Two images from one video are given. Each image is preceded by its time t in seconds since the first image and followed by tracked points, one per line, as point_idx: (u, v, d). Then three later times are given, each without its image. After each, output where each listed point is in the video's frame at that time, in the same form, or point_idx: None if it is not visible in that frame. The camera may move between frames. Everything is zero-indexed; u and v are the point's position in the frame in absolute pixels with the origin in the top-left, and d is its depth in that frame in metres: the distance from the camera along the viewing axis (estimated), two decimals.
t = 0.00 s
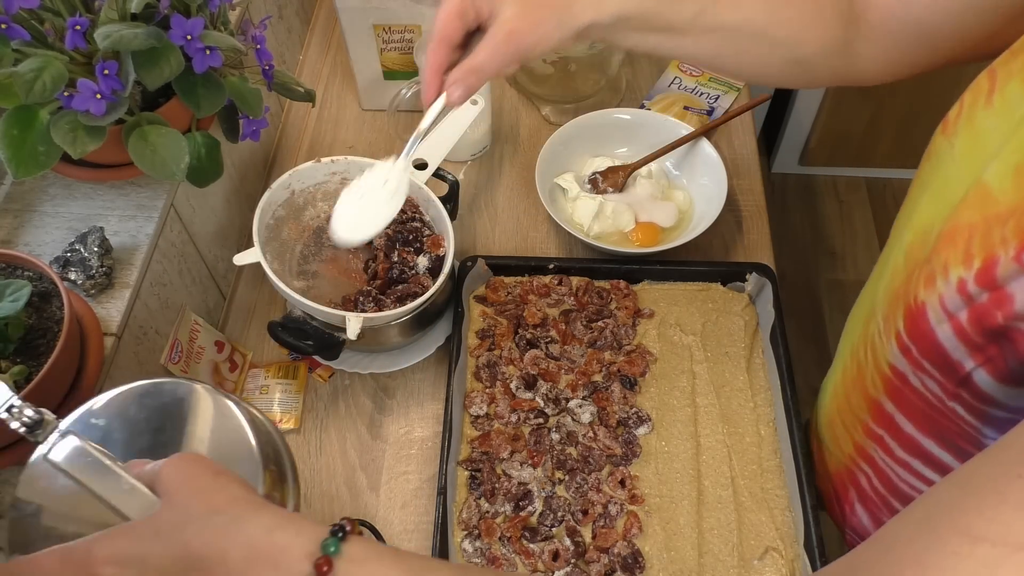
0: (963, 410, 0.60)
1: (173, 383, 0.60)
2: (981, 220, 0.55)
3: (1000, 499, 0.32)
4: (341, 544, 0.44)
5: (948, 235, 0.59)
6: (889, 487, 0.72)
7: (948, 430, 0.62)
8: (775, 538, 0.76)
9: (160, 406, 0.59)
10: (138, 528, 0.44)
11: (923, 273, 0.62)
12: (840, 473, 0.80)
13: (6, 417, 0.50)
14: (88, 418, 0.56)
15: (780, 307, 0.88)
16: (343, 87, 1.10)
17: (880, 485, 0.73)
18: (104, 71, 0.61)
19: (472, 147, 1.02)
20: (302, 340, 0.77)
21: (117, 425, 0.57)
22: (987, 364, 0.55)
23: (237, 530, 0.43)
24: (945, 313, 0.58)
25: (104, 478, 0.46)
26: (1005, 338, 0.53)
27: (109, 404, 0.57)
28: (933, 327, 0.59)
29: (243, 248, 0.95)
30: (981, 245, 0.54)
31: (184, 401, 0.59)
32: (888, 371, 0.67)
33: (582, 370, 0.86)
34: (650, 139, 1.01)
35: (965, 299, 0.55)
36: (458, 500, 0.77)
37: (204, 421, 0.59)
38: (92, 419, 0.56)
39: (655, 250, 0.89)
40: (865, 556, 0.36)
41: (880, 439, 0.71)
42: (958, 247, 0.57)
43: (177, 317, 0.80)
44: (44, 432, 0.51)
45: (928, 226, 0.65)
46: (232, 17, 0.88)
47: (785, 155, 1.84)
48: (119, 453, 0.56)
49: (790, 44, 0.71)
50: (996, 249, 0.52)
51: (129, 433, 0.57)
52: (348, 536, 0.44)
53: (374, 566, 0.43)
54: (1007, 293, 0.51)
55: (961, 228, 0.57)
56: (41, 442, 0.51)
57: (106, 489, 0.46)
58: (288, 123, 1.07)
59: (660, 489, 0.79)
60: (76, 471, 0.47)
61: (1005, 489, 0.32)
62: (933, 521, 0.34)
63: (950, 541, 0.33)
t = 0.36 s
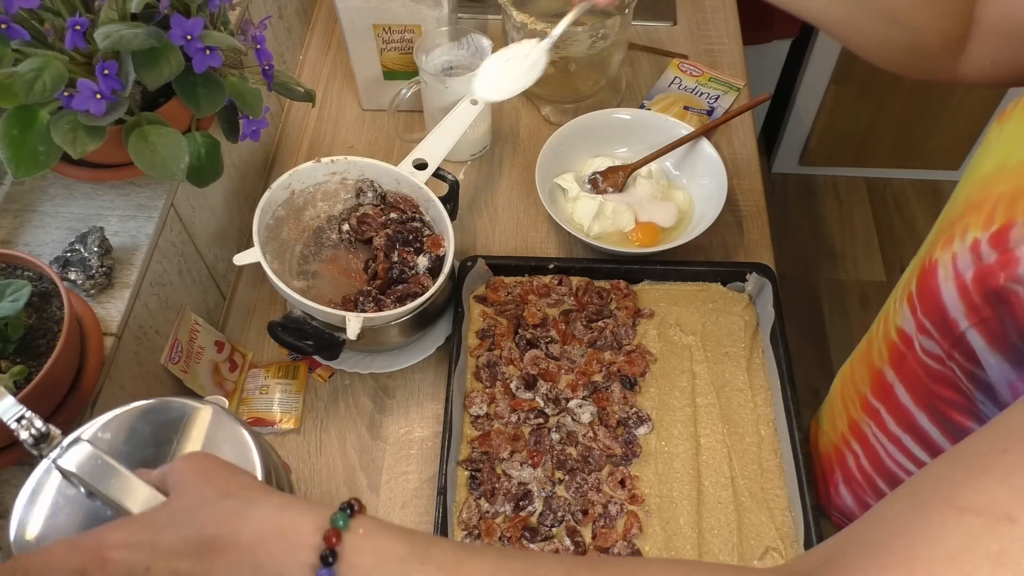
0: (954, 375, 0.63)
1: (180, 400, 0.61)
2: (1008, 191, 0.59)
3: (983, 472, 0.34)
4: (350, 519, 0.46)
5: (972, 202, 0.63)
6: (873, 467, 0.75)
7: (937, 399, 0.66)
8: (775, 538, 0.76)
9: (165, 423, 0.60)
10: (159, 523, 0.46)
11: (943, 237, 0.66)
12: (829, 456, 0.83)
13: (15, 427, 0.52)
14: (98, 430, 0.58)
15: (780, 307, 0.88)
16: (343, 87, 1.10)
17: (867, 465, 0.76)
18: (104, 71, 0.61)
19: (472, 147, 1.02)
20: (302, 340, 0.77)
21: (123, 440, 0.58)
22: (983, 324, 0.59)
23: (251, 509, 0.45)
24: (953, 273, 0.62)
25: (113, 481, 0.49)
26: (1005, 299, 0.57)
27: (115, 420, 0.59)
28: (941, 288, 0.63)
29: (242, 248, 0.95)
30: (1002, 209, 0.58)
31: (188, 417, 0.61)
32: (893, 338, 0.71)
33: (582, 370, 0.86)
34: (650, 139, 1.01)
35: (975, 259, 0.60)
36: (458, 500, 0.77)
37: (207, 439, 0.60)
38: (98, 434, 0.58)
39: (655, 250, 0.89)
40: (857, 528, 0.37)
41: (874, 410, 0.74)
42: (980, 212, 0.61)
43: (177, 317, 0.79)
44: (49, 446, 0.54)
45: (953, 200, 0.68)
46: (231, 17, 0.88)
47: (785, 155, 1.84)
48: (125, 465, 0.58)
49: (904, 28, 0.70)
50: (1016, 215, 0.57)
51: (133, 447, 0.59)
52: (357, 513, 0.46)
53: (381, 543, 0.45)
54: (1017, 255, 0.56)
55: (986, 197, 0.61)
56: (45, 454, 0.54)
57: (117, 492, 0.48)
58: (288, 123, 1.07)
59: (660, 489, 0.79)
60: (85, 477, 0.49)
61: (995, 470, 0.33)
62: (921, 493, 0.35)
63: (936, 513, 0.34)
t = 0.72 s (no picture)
0: (943, 360, 0.63)
1: (182, 405, 0.61)
2: (1010, 177, 0.57)
3: (977, 481, 0.33)
4: (340, 562, 0.46)
5: (975, 190, 0.61)
6: (863, 458, 0.75)
7: (927, 385, 0.65)
8: (775, 538, 0.76)
9: (167, 430, 0.60)
10: (155, 543, 0.46)
11: (942, 220, 0.65)
12: (826, 451, 0.83)
13: (16, 440, 0.52)
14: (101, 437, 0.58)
15: (780, 307, 0.88)
16: (343, 87, 1.10)
17: (858, 457, 0.76)
18: (104, 71, 0.61)
19: (472, 147, 1.02)
20: (302, 340, 0.77)
21: (126, 449, 0.58)
22: (968, 307, 0.58)
23: (242, 549, 0.46)
24: (944, 256, 0.62)
25: (113, 501, 0.48)
26: (990, 282, 0.56)
27: (120, 427, 0.59)
28: (934, 270, 0.62)
29: (242, 247, 0.95)
30: (999, 194, 0.57)
31: (190, 422, 0.61)
32: (888, 325, 0.71)
33: (582, 370, 0.86)
34: (650, 139, 1.01)
35: (967, 241, 0.58)
36: (458, 500, 0.77)
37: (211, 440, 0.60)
38: (102, 441, 0.58)
39: (655, 250, 0.89)
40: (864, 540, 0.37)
41: (867, 396, 0.74)
42: (978, 197, 0.60)
43: (177, 317, 0.79)
44: (52, 456, 0.53)
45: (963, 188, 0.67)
46: (231, 17, 0.88)
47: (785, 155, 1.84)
48: (130, 472, 0.58)
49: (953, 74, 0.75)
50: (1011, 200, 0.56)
51: (135, 456, 0.58)
52: (347, 555, 0.47)
53: None
54: (1004, 238, 0.55)
55: (989, 184, 0.59)
56: (48, 464, 0.53)
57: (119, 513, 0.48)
58: (288, 123, 1.07)
59: (659, 489, 0.79)
60: (85, 494, 0.48)
61: (989, 476, 0.33)
62: (919, 505, 0.34)
63: (933, 524, 0.33)
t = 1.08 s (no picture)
0: (941, 356, 0.63)
1: (188, 405, 0.61)
2: (1002, 172, 0.56)
3: (975, 456, 0.33)
4: (335, 552, 0.46)
5: (967, 186, 0.60)
6: (866, 457, 0.75)
7: (926, 380, 0.65)
8: (775, 538, 0.76)
9: (173, 430, 0.60)
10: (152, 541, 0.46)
11: (934, 217, 0.65)
12: (827, 451, 0.83)
13: (22, 435, 0.52)
14: (107, 436, 0.58)
15: (780, 307, 0.88)
16: (343, 87, 1.10)
17: (860, 456, 0.76)
18: (104, 71, 0.61)
19: (472, 147, 1.01)
20: (302, 340, 0.77)
21: (131, 448, 0.58)
22: (964, 302, 0.58)
23: (237, 547, 0.46)
24: (939, 252, 0.61)
25: (115, 495, 0.48)
26: (986, 276, 0.56)
27: (126, 427, 0.59)
28: (929, 266, 0.62)
29: (242, 247, 0.95)
30: (992, 189, 0.57)
31: (195, 422, 0.60)
32: (884, 323, 0.71)
33: (582, 370, 0.86)
34: (650, 139, 1.01)
35: (962, 237, 0.58)
36: (457, 500, 0.77)
37: (210, 441, 0.60)
38: (108, 439, 0.58)
39: (655, 250, 0.89)
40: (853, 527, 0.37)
41: (868, 394, 0.74)
42: (971, 193, 0.59)
43: (177, 317, 0.79)
44: (57, 452, 0.53)
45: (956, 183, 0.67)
46: (231, 16, 0.88)
47: (785, 156, 1.84)
48: (129, 472, 0.58)
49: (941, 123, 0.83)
50: (1003, 195, 0.55)
51: (141, 455, 0.59)
52: (342, 543, 0.47)
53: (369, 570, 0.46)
54: (999, 233, 0.54)
55: (980, 180, 0.59)
56: (53, 459, 0.53)
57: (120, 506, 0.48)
58: (288, 122, 1.07)
59: (660, 489, 0.79)
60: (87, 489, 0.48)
61: (990, 449, 0.33)
62: (916, 481, 0.35)
63: (934, 498, 0.33)
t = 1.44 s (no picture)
0: (935, 353, 0.63)
1: (177, 407, 0.61)
2: (993, 169, 0.57)
3: (968, 444, 0.33)
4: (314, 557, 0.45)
5: (958, 183, 0.61)
6: (862, 454, 0.75)
7: (920, 377, 0.65)
8: (775, 538, 0.76)
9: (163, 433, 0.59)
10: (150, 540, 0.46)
11: (926, 214, 0.65)
12: (824, 447, 0.83)
13: (14, 437, 0.52)
14: (100, 438, 0.58)
15: (780, 307, 0.88)
16: (343, 87, 1.10)
17: (856, 453, 0.76)
18: (104, 71, 0.61)
19: (472, 147, 1.02)
20: (302, 340, 0.77)
21: (121, 450, 0.58)
22: (955, 298, 0.58)
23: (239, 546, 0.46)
24: (931, 249, 0.61)
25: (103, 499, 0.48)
26: (977, 272, 0.56)
27: (119, 429, 0.59)
28: (921, 263, 0.62)
29: (242, 247, 0.96)
30: (983, 186, 0.57)
31: (184, 424, 0.60)
32: (878, 321, 0.71)
33: (582, 370, 0.86)
34: (650, 139, 1.01)
35: (953, 234, 0.58)
36: (457, 500, 0.77)
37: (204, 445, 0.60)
38: (102, 442, 0.58)
39: (655, 251, 0.89)
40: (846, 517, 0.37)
41: (863, 390, 0.74)
42: (963, 189, 0.59)
43: (177, 317, 0.79)
44: (51, 453, 0.53)
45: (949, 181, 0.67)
46: (231, 17, 0.88)
47: (785, 156, 1.85)
48: (124, 474, 0.57)
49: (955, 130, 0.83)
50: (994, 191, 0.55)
51: (130, 458, 0.58)
52: (321, 548, 0.45)
53: (351, 573, 0.45)
54: (991, 229, 0.54)
55: (971, 177, 0.59)
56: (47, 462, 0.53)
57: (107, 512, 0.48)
58: (288, 122, 1.07)
59: (660, 489, 0.79)
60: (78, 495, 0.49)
61: (982, 438, 0.33)
62: (910, 471, 0.35)
63: (926, 487, 0.33)
